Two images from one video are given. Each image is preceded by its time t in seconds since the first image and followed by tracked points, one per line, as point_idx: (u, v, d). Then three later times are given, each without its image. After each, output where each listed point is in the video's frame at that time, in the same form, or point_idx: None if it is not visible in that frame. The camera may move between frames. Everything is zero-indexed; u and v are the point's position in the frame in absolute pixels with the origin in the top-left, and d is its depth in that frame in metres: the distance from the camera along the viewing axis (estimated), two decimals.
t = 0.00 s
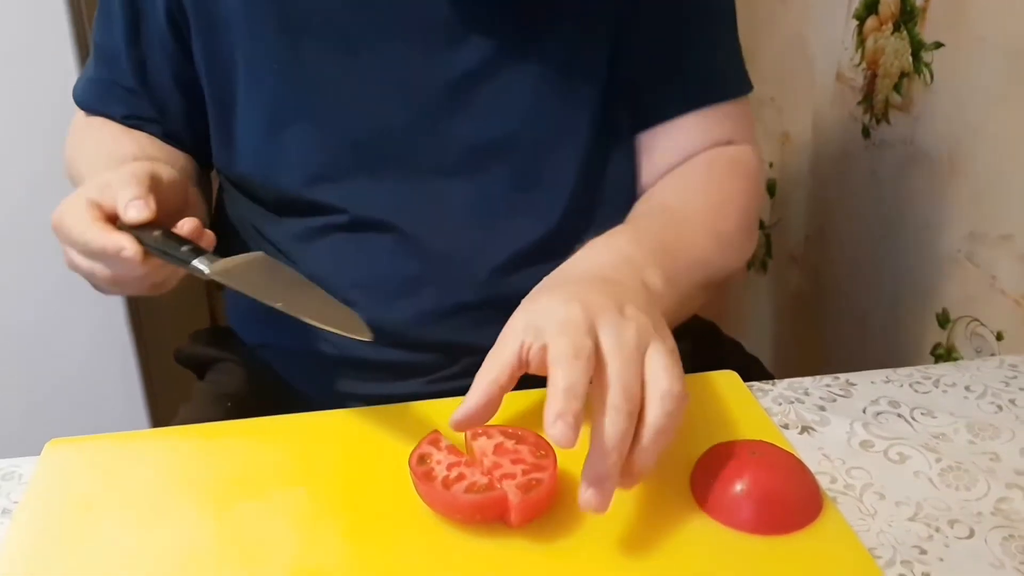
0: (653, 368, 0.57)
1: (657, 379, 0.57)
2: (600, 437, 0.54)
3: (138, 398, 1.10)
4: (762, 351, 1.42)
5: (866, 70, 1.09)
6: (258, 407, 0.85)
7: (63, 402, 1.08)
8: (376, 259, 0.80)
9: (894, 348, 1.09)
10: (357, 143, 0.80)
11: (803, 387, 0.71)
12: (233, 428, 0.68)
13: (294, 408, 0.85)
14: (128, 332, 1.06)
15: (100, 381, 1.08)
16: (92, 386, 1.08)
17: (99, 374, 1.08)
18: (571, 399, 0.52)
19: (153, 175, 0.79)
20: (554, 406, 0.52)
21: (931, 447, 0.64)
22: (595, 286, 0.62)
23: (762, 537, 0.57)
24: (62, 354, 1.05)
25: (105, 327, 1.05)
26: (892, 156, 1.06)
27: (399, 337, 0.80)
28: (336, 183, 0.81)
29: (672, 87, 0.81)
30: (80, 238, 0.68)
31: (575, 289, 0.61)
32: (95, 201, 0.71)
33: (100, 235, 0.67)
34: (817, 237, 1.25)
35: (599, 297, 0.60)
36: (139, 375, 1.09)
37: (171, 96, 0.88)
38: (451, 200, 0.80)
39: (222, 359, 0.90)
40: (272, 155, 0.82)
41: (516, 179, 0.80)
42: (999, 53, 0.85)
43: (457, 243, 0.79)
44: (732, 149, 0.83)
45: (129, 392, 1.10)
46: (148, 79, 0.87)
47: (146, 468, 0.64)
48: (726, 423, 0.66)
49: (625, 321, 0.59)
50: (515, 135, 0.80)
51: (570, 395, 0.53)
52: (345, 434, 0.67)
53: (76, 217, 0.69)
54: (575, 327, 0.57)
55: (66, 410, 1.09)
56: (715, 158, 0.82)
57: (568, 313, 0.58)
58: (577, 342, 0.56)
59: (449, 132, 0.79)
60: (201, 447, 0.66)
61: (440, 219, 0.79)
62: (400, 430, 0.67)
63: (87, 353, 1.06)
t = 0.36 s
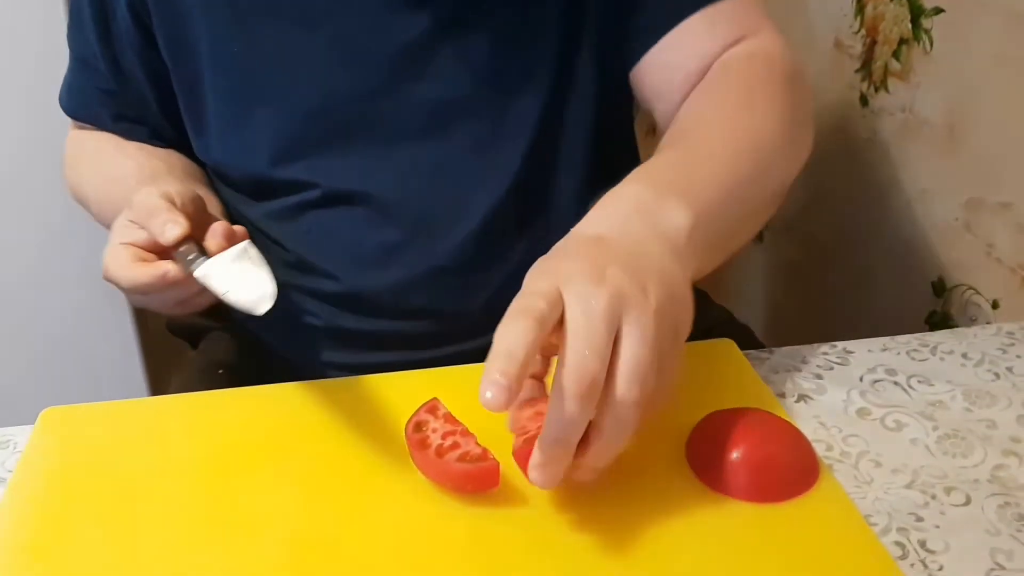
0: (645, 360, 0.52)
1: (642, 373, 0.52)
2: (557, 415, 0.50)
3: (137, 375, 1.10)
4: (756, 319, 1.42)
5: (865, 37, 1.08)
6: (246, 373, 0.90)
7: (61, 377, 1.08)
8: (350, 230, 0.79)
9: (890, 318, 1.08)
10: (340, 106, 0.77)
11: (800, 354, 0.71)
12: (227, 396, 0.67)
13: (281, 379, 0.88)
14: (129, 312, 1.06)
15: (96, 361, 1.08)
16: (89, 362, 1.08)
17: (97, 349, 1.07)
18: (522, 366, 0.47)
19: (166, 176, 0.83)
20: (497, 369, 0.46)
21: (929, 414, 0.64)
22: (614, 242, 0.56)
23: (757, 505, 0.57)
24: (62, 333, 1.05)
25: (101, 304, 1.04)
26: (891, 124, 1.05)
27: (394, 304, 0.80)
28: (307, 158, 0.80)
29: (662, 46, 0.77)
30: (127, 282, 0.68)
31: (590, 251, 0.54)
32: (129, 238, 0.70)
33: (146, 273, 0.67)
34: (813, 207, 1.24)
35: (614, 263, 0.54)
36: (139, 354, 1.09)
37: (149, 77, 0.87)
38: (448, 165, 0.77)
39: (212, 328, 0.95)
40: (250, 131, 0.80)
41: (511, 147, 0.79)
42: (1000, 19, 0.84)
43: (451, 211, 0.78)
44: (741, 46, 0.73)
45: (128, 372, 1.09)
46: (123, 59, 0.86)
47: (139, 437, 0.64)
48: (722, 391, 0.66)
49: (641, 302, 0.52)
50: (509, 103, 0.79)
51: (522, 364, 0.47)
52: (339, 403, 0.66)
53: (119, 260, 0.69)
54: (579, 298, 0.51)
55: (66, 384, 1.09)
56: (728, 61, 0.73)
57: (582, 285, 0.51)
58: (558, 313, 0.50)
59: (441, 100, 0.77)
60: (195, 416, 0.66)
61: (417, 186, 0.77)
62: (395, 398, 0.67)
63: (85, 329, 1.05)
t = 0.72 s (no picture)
0: (667, 213, 0.47)
1: (675, 230, 0.47)
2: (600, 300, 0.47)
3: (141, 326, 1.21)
4: (751, 281, 1.42)
5: None
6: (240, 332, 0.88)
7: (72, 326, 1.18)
8: (341, 194, 0.78)
9: (885, 277, 1.08)
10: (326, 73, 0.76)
11: (797, 314, 0.71)
12: (222, 356, 0.67)
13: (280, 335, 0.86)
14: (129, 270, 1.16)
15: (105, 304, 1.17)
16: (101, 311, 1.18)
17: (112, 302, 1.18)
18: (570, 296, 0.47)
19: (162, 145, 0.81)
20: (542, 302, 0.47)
21: (925, 374, 0.64)
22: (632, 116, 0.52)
23: (751, 464, 0.57)
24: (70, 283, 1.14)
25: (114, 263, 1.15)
26: (888, 84, 1.03)
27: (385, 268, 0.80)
28: (291, 123, 0.78)
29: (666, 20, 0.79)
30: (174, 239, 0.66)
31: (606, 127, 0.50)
32: (170, 199, 0.69)
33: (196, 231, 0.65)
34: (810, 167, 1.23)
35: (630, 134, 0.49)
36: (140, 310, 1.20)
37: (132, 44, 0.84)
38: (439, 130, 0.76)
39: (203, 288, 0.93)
40: (235, 97, 0.78)
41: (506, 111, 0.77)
42: None
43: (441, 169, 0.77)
44: None
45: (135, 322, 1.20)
46: (107, 30, 0.83)
47: (133, 397, 0.63)
48: (717, 351, 0.66)
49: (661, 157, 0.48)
50: (500, 60, 0.77)
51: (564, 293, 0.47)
52: (331, 364, 0.66)
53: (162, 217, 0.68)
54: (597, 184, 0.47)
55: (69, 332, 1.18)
56: None
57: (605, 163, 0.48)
58: (592, 214, 0.47)
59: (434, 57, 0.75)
60: (190, 376, 0.65)
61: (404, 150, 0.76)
62: (389, 358, 0.66)
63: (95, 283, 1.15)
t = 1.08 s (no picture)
0: (651, 220, 0.58)
1: (656, 230, 0.58)
2: (601, 290, 0.56)
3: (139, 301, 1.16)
4: (746, 245, 1.42)
5: None
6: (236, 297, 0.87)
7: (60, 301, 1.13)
8: (345, 160, 0.81)
9: (878, 240, 1.08)
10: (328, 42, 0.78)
11: (789, 276, 0.70)
12: (212, 323, 0.66)
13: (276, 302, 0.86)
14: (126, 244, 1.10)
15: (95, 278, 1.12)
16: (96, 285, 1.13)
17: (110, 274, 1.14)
18: (560, 287, 0.55)
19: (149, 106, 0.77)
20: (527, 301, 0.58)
21: (918, 335, 0.64)
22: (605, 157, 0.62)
23: (745, 426, 0.56)
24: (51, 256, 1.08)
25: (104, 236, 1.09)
26: (881, 45, 1.02)
27: (381, 238, 0.81)
28: (294, 84, 0.80)
29: (633, 33, 0.91)
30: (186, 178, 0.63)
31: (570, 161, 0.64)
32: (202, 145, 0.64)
33: (211, 175, 0.61)
34: (804, 130, 1.22)
35: (604, 165, 0.61)
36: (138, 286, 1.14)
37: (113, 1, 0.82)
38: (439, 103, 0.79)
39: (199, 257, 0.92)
40: (240, 62, 0.81)
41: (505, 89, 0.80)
42: None
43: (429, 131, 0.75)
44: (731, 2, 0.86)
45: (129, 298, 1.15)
46: None
47: (122, 363, 0.63)
48: (709, 313, 0.66)
49: (637, 177, 0.60)
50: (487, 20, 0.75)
51: (558, 280, 0.56)
52: (323, 329, 0.65)
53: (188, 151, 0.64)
54: (582, 202, 0.59)
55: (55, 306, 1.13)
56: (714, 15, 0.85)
57: (585, 180, 0.60)
58: (580, 222, 0.58)
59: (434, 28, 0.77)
60: (180, 342, 0.64)
61: (401, 140, 0.79)
62: (380, 324, 0.65)
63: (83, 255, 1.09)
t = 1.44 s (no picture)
0: (660, 200, 0.59)
1: (663, 211, 0.59)
2: (608, 261, 0.58)
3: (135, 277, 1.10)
4: (740, 228, 1.41)
5: None
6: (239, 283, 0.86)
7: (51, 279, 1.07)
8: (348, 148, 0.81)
9: (871, 223, 1.08)
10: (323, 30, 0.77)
11: (782, 260, 0.70)
12: (201, 309, 0.65)
13: (275, 286, 0.87)
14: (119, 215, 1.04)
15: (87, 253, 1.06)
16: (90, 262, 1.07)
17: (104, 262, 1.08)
18: (577, 258, 0.57)
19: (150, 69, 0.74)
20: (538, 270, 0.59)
21: (910, 319, 0.64)
22: (616, 142, 0.64)
23: (737, 410, 0.56)
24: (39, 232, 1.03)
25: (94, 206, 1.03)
26: (874, 28, 1.02)
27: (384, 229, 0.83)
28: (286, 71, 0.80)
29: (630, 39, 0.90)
30: (184, 41, 0.57)
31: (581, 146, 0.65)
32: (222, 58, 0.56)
33: (223, 51, 0.56)
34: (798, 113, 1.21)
35: (616, 147, 0.62)
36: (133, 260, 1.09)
37: None
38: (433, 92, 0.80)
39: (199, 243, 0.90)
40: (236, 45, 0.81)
41: (499, 77, 0.81)
42: None
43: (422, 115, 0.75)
44: (727, 17, 0.86)
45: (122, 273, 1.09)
46: None
47: (110, 349, 0.62)
48: (702, 297, 0.66)
49: (648, 162, 0.61)
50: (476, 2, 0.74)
51: (575, 251, 0.57)
52: (314, 315, 0.64)
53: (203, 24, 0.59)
54: (597, 178, 0.60)
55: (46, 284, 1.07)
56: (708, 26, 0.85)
57: (598, 159, 0.62)
58: (598, 196, 0.59)
59: (428, 13, 0.77)
60: (169, 328, 0.64)
61: (407, 134, 0.81)
62: (370, 310, 0.65)
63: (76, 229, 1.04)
